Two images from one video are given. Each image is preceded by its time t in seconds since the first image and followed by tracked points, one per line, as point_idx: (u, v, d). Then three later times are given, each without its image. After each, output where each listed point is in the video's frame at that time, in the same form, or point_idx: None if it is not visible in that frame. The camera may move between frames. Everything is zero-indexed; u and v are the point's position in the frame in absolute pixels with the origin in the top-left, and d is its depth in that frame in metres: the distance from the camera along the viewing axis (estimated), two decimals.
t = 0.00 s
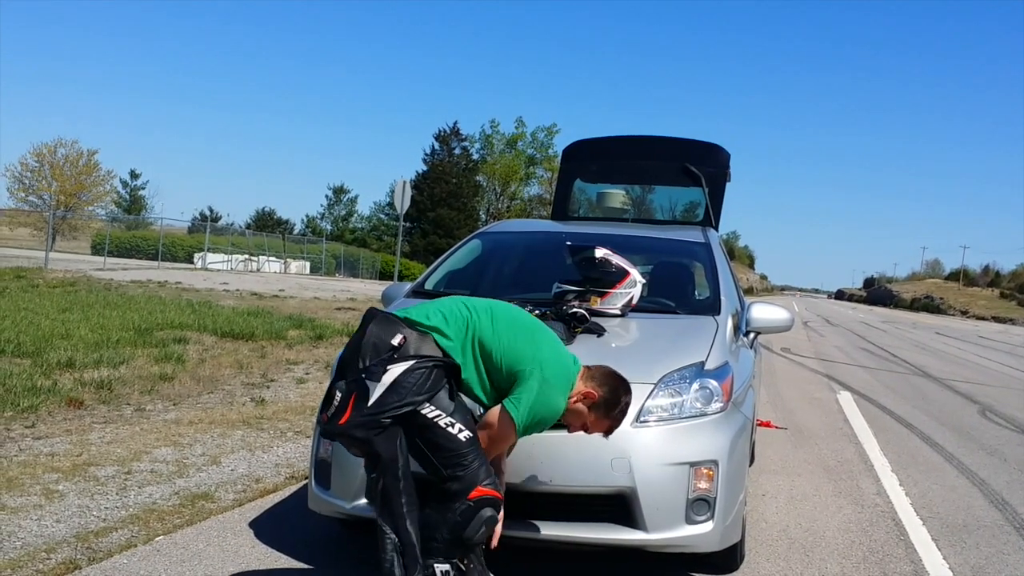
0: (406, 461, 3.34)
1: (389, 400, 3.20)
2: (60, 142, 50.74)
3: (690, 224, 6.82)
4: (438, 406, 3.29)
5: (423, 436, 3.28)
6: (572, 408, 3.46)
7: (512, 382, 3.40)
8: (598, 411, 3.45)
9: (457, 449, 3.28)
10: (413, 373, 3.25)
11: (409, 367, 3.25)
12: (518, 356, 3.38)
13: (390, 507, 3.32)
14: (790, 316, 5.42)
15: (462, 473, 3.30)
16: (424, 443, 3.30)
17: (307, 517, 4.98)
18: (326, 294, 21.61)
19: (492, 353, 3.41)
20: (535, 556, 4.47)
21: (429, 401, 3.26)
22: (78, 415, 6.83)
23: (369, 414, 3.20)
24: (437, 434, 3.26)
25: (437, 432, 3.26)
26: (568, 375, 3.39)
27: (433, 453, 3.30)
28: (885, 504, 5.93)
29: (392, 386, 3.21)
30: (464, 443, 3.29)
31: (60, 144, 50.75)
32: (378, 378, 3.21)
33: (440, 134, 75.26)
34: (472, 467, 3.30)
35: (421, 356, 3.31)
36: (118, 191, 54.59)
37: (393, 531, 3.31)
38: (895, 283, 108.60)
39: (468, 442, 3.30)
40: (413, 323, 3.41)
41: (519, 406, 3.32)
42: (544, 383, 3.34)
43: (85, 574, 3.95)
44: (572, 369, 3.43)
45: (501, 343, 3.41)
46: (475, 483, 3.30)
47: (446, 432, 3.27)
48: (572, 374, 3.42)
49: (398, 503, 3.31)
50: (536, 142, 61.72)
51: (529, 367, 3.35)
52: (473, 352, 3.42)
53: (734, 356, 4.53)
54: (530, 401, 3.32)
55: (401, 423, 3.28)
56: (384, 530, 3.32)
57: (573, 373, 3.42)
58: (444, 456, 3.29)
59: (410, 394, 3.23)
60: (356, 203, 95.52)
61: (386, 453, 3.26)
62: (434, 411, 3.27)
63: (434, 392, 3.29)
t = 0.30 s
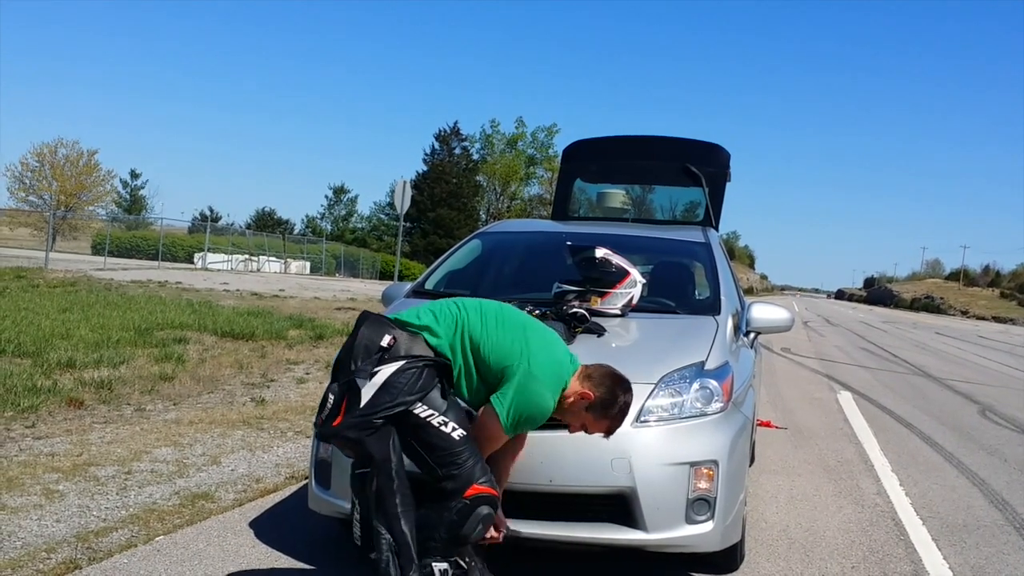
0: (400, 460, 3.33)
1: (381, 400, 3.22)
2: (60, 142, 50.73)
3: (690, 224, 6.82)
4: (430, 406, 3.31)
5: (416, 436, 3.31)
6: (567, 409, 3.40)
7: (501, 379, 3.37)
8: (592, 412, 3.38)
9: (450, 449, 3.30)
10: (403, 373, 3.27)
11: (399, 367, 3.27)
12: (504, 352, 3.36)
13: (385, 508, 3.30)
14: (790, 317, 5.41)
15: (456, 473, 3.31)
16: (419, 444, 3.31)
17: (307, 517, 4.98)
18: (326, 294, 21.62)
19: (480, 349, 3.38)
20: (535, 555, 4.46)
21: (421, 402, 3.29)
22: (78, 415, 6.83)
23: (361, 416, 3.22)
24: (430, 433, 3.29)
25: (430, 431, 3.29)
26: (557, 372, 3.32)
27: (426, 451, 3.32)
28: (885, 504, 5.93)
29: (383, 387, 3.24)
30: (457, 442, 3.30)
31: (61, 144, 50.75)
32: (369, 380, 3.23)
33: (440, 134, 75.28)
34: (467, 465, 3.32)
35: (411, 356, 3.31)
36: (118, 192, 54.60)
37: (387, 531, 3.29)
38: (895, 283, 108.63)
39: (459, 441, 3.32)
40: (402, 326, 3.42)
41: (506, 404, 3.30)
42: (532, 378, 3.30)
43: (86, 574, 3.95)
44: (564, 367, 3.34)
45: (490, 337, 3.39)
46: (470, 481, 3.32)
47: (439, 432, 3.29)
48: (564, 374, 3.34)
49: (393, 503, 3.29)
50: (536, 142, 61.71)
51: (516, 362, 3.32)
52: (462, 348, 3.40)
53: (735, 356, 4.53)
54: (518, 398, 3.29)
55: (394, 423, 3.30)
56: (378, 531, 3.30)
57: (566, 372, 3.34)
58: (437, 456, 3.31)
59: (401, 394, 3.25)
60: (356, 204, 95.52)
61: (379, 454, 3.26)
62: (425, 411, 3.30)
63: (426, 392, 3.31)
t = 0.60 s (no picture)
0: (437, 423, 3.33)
1: (432, 359, 3.32)
2: (58, 142, 50.67)
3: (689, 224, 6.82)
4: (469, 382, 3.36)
5: (452, 404, 3.33)
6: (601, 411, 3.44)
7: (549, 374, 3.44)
8: (627, 412, 3.44)
9: (478, 425, 3.32)
10: (458, 341, 3.36)
11: (455, 335, 3.36)
12: (557, 347, 3.44)
13: (423, 459, 3.23)
14: (789, 316, 5.42)
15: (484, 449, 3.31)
16: (457, 412, 3.32)
17: (306, 517, 4.98)
18: (325, 294, 21.61)
19: (533, 342, 3.45)
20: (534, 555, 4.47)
21: (463, 374, 3.35)
22: (76, 414, 6.82)
23: (410, 369, 3.32)
24: (463, 405, 3.32)
25: (464, 404, 3.32)
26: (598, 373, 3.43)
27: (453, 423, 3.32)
28: (883, 503, 5.93)
29: (439, 348, 3.33)
30: (480, 424, 3.32)
31: (59, 144, 50.70)
32: (425, 340, 3.35)
33: (439, 134, 75.27)
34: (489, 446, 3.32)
35: (467, 329, 3.40)
36: (117, 191, 54.55)
37: (425, 479, 3.21)
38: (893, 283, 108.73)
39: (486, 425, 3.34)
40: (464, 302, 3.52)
41: (558, 397, 3.34)
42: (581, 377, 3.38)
43: (84, 574, 3.95)
44: (602, 368, 3.46)
45: (541, 333, 3.47)
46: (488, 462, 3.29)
47: (472, 407, 3.33)
48: (602, 374, 3.44)
49: (431, 455, 3.23)
50: (535, 142, 61.70)
51: (567, 360, 3.40)
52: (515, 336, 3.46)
53: (733, 356, 4.54)
54: (568, 393, 3.34)
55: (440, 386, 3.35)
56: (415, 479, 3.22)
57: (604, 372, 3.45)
58: (469, 427, 3.31)
59: (451, 359, 3.33)
60: (355, 203, 95.48)
61: (423, 406, 3.28)
62: (465, 385, 3.35)
63: (472, 367, 3.38)
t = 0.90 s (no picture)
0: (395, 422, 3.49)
1: (387, 360, 3.49)
2: (58, 142, 50.65)
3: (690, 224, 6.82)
4: (425, 380, 3.46)
5: (408, 402, 3.47)
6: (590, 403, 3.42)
7: (530, 368, 3.39)
8: (617, 405, 3.41)
9: (431, 423, 3.43)
10: (413, 342, 3.50)
11: (410, 336, 3.51)
12: (537, 336, 3.38)
13: (372, 459, 3.46)
14: (789, 316, 5.42)
15: (433, 447, 3.42)
16: (410, 411, 3.48)
17: (306, 517, 4.98)
18: (325, 294, 21.59)
19: (509, 335, 3.43)
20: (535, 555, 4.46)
21: (418, 372, 3.46)
22: (76, 415, 6.82)
23: (369, 370, 3.53)
24: (416, 402, 3.45)
25: (417, 402, 3.45)
26: (582, 361, 3.36)
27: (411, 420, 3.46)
28: (883, 503, 5.93)
29: (393, 349, 3.51)
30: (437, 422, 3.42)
31: (60, 144, 50.68)
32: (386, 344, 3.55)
33: (439, 134, 75.27)
34: (439, 444, 3.42)
35: (424, 329, 3.51)
36: (117, 191, 54.51)
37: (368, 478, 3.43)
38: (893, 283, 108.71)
39: (439, 421, 3.43)
40: (433, 307, 3.61)
41: (536, 392, 3.27)
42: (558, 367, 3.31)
43: (84, 574, 3.95)
44: (589, 358, 3.40)
45: (520, 323, 3.43)
46: (435, 459, 3.40)
47: (424, 406, 3.44)
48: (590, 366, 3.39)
49: (378, 455, 3.44)
50: (535, 141, 61.64)
51: (546, 352, 3.34)
52: (491, 336, 3.47)
53: (733, 356, 4.54)
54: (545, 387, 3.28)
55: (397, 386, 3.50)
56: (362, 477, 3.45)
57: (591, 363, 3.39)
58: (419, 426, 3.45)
59: (405, 359, 3.47)
60: (355, 203, 95.46)
61: (373, 407, 3.48)
62: (420, 383, 3.46)
63: (428, 364, 3.47)
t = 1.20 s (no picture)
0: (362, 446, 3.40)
1: (352, 386, 3.35)
2: (58, 142, 50.62)
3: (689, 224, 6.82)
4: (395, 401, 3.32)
5: (380, 424, 3.34)
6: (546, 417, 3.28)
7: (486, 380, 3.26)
8: (574, 421, 3.28)
9: (406, 443, 3.31)
10: (377, 364, 3.35)
11: (375, 359, 3.36)
12: (492, 351, 3.25)
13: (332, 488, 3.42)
14: (789, 316, 5.41)
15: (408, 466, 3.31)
16: (382, 435, 3.36)
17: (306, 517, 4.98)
18: (325, 294, 21.59)
19: (464, 349, 3.31)
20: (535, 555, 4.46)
21: (388, 395, 3.32)
22: (76, 414, 6.82)
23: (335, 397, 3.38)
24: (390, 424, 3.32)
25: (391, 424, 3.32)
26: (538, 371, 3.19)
27: (386, 440, 3.35)
28: (883, 503, 5.93)
29: (357, 375, 3.37)
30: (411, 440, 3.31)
31: (59, 143, 50.65)
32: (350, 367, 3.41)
33: (438, 134, 75.28)
34: (416, 463, 3.32)
35: (388, 350, 3.37)
36: (116, 192, 54.49)
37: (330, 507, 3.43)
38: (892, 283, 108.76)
39: (415, 441, 3.31)
40: (394, 321, 3.49)
41: (488, 407, 3.14)
42: (511, 379, 3.17)
43: (84, 574, 3.95)
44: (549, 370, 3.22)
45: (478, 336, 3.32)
46: (413, 479, 3.31)
47: (399, 429, 3.31)
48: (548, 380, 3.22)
49: (337, 486, 3.41)
50: (535, 142, 61.63)
51: (500, 368, 3.20)
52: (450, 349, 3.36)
53: (733, 356, 4.55)
54: (496, 404, 3.14)
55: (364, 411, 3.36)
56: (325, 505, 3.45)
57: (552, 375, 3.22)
58: (394, 449, 3.34)
59: (371, 383, 3.32)
60: (355, 203, 95.44)
61: (341, 437, 3.35)
62: (392, 405, 3.32)
63: (395, 386, 3.32)
